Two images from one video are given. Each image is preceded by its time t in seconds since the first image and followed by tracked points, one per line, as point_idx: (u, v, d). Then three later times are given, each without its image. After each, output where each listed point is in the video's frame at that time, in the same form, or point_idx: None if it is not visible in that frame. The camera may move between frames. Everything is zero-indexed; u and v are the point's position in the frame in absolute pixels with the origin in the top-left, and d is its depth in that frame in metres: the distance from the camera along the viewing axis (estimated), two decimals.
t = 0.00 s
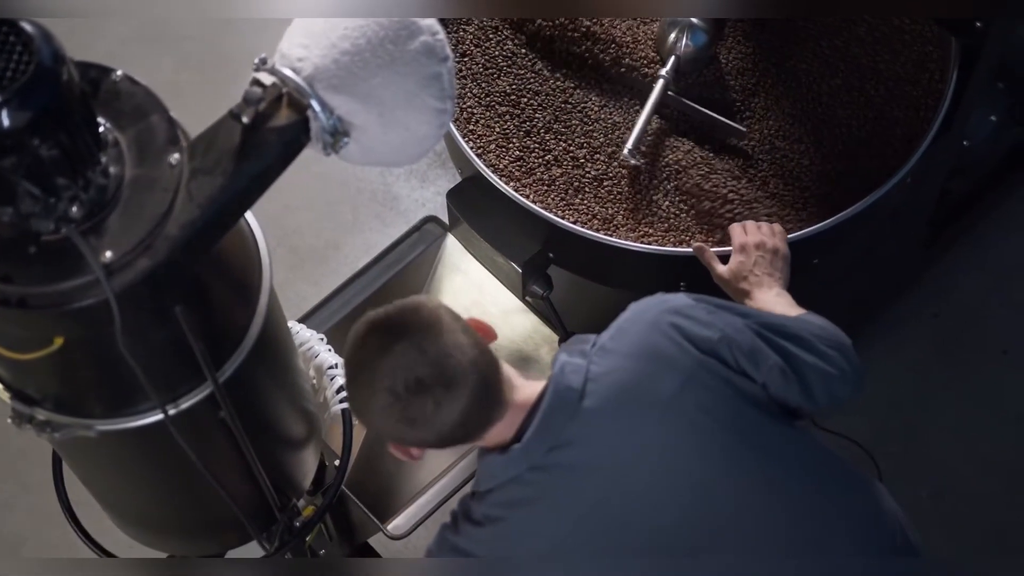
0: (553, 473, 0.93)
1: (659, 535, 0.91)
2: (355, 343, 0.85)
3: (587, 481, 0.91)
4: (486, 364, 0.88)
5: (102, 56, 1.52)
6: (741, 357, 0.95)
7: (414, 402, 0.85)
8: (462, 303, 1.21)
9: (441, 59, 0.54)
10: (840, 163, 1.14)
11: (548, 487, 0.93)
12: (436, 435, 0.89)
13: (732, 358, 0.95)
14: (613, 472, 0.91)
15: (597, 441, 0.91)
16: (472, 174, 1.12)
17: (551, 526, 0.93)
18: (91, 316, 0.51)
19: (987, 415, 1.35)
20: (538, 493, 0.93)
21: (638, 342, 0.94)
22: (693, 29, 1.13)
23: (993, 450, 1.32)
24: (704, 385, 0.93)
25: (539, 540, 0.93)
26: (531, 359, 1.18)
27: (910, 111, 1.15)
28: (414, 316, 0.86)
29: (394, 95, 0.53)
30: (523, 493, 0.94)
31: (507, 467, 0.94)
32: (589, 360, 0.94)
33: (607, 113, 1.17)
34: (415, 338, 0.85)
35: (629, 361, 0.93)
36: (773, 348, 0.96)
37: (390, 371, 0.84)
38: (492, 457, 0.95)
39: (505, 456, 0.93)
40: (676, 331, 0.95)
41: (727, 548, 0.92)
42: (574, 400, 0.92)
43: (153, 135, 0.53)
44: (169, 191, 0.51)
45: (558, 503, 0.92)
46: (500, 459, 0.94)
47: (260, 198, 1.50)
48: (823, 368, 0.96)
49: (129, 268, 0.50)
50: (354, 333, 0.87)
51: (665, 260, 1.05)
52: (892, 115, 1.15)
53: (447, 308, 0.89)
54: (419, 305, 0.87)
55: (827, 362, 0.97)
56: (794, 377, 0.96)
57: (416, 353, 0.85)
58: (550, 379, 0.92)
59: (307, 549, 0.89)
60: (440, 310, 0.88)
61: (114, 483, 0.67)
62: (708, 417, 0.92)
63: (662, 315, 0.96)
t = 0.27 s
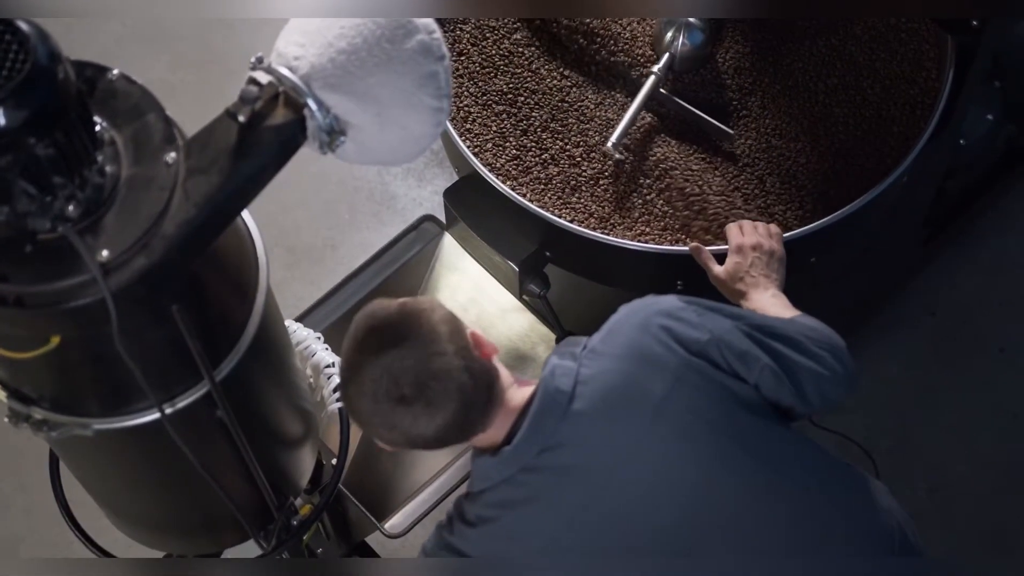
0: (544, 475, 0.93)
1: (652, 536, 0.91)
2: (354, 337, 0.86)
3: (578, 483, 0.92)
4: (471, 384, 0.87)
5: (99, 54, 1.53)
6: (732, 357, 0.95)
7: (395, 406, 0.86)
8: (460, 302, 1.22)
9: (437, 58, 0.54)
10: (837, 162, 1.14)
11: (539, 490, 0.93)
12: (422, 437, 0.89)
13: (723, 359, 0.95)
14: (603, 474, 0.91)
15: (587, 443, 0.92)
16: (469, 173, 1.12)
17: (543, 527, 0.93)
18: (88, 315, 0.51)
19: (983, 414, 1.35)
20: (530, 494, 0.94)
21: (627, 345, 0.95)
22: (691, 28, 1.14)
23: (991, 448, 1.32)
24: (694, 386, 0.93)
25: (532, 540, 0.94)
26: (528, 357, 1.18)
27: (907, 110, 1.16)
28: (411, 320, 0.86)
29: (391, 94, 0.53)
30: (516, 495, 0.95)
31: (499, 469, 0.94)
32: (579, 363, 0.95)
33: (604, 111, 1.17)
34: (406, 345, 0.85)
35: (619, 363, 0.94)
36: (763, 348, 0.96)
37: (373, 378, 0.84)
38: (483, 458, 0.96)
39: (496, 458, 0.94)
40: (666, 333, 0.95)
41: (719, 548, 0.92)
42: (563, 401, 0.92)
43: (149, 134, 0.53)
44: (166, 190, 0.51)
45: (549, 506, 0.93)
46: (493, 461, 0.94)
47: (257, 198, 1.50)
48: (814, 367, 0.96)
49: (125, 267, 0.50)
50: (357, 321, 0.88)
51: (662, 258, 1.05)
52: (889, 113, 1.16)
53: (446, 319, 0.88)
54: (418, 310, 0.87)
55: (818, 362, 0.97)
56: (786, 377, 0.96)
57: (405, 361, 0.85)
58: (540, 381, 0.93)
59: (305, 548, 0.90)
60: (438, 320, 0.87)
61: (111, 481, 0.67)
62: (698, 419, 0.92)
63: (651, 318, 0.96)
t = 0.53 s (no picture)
0: (536, 474, 0.93)
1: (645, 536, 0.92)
2: (355, 333, 0.86)
3: (570, 482, 0.92)
4: (456, 399, 0.88)
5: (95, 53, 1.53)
6: (725, 357, 0.94)
7: (382, 409, 0.86)
8: (456, 300, 1.22)
9: (434, 56, 0.54)
10: (834, 159, 1.14)
11: (531, 489, 0.93)
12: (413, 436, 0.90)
13: (715, 358, 0.95)
14: (594, 474, 0.91)
15: (578, 443, 0.92)
16: (466, 171, 1.12)
17: (536, 526, 0.93)
18: (85, 313, 0.51)
19: (980, 412, 1.35)
20: (523, 493, 0.94)
21: (618, 344, 0.94)
22: (687, 26, 1.12)
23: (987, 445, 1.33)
24: (686, 386, 0.93)
25: (525, 539, 0.94)
26: (525, 355, 1.18)
27: (903, 108, 1.16)
28: (408, 324, 0.85)
29: (388, 92, 0.53)
30: (508, 494, 0.95)
31: (491, 468, 0.95)
32: (571, 363, 0.94)
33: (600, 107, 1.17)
34: (399, 352, 0.85)
35: (610, 363, 0.93)
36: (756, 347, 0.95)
37: (362, 381, 0.85)
38: (476, 457, 0.96)
39: (489, 457, 0.95)
40: (657, 332, 0.95)
41: (712, 546, 0.92)
42: (554, 402, 0.92)
43: (146, 132, 0.53)
44: (162, 188, 0.51)
45: (541, 506, 0.93)
46: (487, 460, 0.95)
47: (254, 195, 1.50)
48: (810, 367, 0.96)
49: (122, 265, 0.50)
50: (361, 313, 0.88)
51: (659, 256, 1.05)
52: (886, 110, 1.16)
53: (444, 326, 0.87)
54: (417, 314, 0.86)
55: (813, 361, 0.97)
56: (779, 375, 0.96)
57: (395, 370, 0.85)
58: (531, 382, 0.92)
59: (302, 545, 0.90)
60: (435, 328, 0.86)
61: (108, 479, 0.67)
62: (690, 418, 0.92)
63: (642, 317, 0.95)
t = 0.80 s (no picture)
0: (528, 470, 0.94)
1: (636, 533, 0.91)
2: (354, 322, 0.88)
3: (561, 479, 0.92)
4: (444, 403, 0.90)
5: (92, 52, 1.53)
6: (715, 354, 0.95)
7: (371, 403, 0.89)
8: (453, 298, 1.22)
9: (430, 54, 0.54)
10: (831, 158, 1.14)
11: (523, 485, 0.94)
12: (401, 426, 0.93)
13: (706, 356, 0.95)
14: (584, 471, 0.91)
15: (569, 439, 0.92)
16: (464, 170, 1.12)
17: (527, 523, 0.94)
18: (82, 311, 0.51)
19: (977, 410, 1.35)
20: (514, 489, 0.95)
21: (609, 341, 0.95)
22: (684, 24, 1.13)
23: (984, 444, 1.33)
24: (677, 384, 0.93)
25: (516, 536, 0.94)
26: (522, 353, 1.19)
27: (900, 106, 1.16)
28: (407, 323, 0.87)
29: (384, 90, 0.53)
30: (500, 490, 0.96)
31: (483, 464, 0.96)
32: (562, 359, 0.95)
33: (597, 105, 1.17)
34: (394, 350, 0.87)
35: (601, 360, 0.94)
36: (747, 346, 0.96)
37: (354, 374, 0.86)
38: (467, 453, 0.97)
39: (481, 453, 0.95)
40: (648, 330, 0.95)
41: (704, 545, 0.91)
42: (545, 398, 0.93)
43: (142, 130, 0.53)
44: (159, 186, 0.51)
45: (532, 501, 0.93)
46: (479, 456, 0.96)
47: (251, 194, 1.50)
48: (802, 367, 0.96)
49: (118, 263, 0.50)
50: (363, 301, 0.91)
51: (656, 255, 1.05)
52: (882, 109, 1.16)
53: (443, 328, 0.88)
54: (417, 314, 0.87)
55: (805, 361, 0.97)
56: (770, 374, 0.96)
57: (388, 367, 0.87)
58: (522, 378, 0.93)
59: (299, 544, 0.90)
60: (433, 329, 0.88)
61: (104, 478, 0.67)
62: (682, 416, 0.92)
63: (633, 314, 0.96)
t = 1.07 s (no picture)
0: (523, 466, 0.94)
1: (630, 531, 0.91)
2: (353, 317, 0.89)
3: (555, 475, 0.92)
4: (439, 402, 0.90)
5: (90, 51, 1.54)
6: (709, 351, 0.94)
7: (367, 399, 0.89)
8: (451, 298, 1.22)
9: (428, 53, 0.54)
10: (829, 157, 1.14)
11: (517, 481, 0.94)
12: (397, 423, 0.93)
13: (700, 353, 0.95)
14: (579, 468, 0.92)
15: (563, 436, 0.93)
16: (462, 169, 1.12)
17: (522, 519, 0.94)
18: (79, 311, 0.51)
19: (975, 409, 1.36)
20: (509, 485, 0.95)
21: (604, 338, 0.95)
22: (681, 23, 1.14)
23: (983, 443, 1.33)
24: (671, 381, 0.93)
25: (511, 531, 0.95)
26: (520, 353, 1.19)
27: (898, 105, 1.16)
28: (405, 320, 0.88)
29: (381, 89, 0.53)
30: (495, 486, 0.96)
31: (477, 460, 0.96)
32: (556, 356, 0.95)
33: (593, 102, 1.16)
34: (392, 347, 0.87)
35: (594, 357, 0.94)
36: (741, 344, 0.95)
37: (351, 369, 0.87)
38: (462, 449, 0.97)
39: (476, 450, 0.95)
40: (643, 327, 0.95)
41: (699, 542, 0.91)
42: (538, 395, 0.93)
43: (140, 129, 0.53)
44: (157, 185, 0.51)
45: (527, 498, 0.94)
46: (473, 452, 0.96)
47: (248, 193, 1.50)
48: (797, 366, 0.96)
49: (115, 263, 0.50)
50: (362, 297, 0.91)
51: (653, 253, 1.05)
52: (880, 108, 1.16)
53: (441, 327, 0.89)
54: (415, 311, 0.88)
55: (802, 361, 0.96)
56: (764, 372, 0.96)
57: (385, 364, 0.87)
58: (516, 375, 0.93)
59: (297, 543, 0.90)
60: (430, 328, 0.88)
61: (102, 477, 0.67)
62: (676, 413, 0.92)
63: (627, 311, 0.96)
